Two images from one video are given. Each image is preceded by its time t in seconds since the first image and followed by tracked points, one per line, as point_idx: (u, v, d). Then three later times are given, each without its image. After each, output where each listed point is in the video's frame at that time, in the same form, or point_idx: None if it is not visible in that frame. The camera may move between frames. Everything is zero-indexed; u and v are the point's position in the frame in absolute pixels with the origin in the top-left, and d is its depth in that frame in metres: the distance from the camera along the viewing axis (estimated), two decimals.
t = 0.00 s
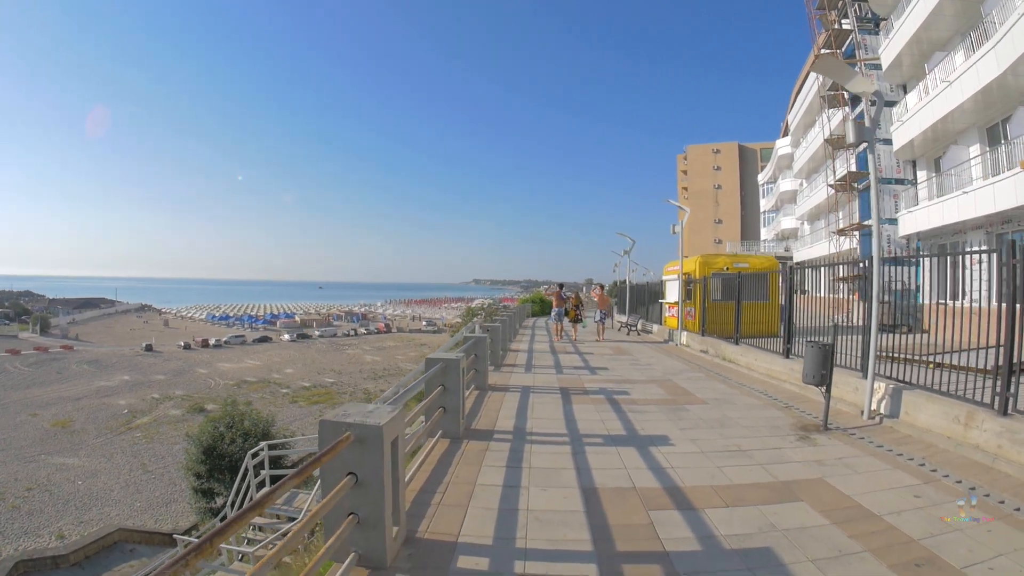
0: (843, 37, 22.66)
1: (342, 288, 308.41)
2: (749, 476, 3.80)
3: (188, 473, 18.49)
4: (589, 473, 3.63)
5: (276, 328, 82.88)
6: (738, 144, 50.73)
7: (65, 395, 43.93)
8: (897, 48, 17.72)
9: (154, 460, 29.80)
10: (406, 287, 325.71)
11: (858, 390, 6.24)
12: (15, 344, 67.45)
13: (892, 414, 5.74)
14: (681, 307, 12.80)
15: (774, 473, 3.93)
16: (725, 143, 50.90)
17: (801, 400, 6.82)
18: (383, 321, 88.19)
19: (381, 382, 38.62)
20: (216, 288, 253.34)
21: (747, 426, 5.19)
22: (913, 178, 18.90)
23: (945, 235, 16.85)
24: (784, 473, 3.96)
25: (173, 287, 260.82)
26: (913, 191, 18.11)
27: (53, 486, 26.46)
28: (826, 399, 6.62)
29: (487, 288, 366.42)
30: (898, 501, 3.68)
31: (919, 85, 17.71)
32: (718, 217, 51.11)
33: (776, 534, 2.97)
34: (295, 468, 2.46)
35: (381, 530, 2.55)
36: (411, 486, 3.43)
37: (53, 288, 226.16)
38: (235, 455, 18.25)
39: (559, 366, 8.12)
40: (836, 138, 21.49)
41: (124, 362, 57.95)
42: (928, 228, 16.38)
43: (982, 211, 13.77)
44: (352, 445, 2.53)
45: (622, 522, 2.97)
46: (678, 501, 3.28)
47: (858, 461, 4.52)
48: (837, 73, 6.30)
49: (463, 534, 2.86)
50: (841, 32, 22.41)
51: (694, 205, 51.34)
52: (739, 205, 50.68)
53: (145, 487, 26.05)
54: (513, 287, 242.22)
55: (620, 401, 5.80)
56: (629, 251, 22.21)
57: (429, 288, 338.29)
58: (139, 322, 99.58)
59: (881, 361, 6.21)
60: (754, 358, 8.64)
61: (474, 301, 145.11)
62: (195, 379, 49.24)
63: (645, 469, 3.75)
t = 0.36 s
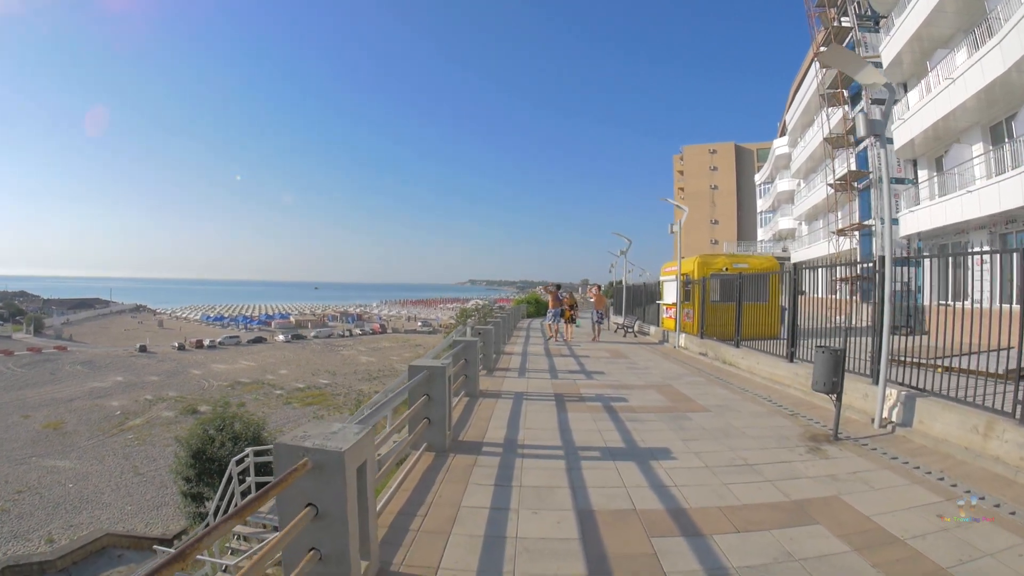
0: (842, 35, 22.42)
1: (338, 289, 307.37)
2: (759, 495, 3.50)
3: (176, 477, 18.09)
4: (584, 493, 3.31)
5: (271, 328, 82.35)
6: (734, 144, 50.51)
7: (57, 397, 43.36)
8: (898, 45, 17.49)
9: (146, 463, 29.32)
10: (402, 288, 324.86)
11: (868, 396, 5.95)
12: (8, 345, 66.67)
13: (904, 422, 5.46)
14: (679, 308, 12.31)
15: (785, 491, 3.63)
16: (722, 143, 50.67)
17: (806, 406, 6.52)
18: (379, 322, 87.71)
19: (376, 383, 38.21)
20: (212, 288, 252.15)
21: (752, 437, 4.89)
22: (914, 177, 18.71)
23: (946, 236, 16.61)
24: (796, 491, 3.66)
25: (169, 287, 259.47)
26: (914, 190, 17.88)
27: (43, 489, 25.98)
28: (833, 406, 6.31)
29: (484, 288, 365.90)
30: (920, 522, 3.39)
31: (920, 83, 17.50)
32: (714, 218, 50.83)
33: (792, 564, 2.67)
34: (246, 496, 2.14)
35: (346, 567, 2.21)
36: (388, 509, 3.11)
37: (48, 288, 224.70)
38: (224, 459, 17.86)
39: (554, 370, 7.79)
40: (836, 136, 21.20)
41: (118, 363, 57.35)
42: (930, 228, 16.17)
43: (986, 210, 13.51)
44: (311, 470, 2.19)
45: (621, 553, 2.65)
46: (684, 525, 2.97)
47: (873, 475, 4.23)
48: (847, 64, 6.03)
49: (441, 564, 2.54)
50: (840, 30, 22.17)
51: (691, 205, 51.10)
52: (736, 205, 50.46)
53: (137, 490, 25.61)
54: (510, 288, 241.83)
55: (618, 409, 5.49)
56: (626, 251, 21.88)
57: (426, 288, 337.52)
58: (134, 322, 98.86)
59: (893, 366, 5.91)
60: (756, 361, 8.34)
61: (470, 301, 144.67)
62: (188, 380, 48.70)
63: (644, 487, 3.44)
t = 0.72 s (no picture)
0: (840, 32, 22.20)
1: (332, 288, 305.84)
2: (775, 512, 3.20)
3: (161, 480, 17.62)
4: (586, 511, 3.00)
5: (263, 327, 81.64)
6: (728, 143, 50.34)
7: (45, 397, 42.62)
8: (898, 41, 17.24)
9: (135, 464, 28.78)
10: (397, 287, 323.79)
11: (880, 400, 5.69)
12: None
13: (919, 428, 5.22)
14: (676, 307, 11.73)
15: (804, 508, 3.35)
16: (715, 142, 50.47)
17: (812, 410, 6.24)
18: (372, 321, 87.15)
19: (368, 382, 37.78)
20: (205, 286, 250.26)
21: (761, 444, 4.62)
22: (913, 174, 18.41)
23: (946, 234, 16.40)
24: (816, 507, 3.36)
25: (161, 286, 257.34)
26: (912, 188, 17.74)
27: (30, 491, 25.41)
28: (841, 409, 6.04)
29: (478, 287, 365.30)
30: (954, 541, 3.11)
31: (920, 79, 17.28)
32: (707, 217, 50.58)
33: None
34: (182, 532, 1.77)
35: None
36: (366, 529, 2.78)
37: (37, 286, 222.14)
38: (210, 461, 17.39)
39: (548, 371, 7.46)
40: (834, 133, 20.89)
41: (108, 362, 56.62)
42: (931, 225, 15.94)
43: (989, 208, 13.27)
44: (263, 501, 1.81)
45: None
46: (697, 549, 2.67)
47: (897, 488, 3.94)
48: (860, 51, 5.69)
49: None
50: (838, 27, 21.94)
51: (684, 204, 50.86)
52: (729, 204, 50.28)
53: (125, 491, 25.12)
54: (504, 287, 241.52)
55: (618, 414, 5.18)
56: (622, 249, 21.57)
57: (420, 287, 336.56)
58: (125, 321, 97.79)
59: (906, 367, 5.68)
60: (757, 362, 8.06)
61: (465, 300, 144.23)
62: (179, 380, 48.05)
63: (650, 504, 3.14)
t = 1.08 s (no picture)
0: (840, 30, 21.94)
1: (329, 288, 305.06)
2: (800, 538, 2.88)
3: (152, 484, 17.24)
4: (589, 539, 2.69)
5: (260, 328, 81.18)
6: (726, 143, 50.09)
7: (39, 399, 42.14)
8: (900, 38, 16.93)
9: (129, 466, 28.37)
10: (394, 287, 323.19)
11: (899, 408, 5.42)
12: None
13: (939, 436, 4.96)
14: (676, 308, 11.34)
15: (828, 530, 3.06)
16: (713, 142, 50.26)
17: (823, 417, 5.95)
18: (368, 322, 86.74)
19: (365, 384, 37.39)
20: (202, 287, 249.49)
21: (776, 456, 4.32)
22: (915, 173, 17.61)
23: (950, 232, 16.11)
24: (840, 532, 3.07)
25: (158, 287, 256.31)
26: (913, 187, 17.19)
27: (22, 494, 25.00)
28: (855, 415, 5.77)
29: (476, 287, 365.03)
30: (994, 567, 2.81)
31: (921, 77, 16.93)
32: (705, 217, 50.36)
33: None
34: None
35: None
36: (342, 561, 2.47)
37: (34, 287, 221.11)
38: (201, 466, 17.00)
39: (546, 375, 7.15)
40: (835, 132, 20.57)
41: (103, 363, 56.13)
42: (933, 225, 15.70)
43: (997, 206, 12.95)
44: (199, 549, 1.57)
45: None
46: None
47: (924, 506, 3.65)
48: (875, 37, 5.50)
49: None
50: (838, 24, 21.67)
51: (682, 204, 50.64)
52: (727, 204, 50.07)
53: (118, 495, 24.73)
54: (501, 287, 241.20)
55: (621, 423, 4.86)
56: (620, 249, 21.25)
57: (418, 288, 336.10)
58: (122, 322, 97.22)
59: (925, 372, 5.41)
60: (763, 365, 7.78)
61: (463, 300, 143.93)
62: (175, 381, 47.59)
63: (661, 528, 2.83)
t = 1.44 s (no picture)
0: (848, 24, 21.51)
1: (332, 288, 305.12)
2: (833, 567, 2.59)
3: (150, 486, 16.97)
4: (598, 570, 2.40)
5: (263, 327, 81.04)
6: (730, 141, 49.67)
7: (41, 399, 41.98)
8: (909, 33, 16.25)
9: (129, 467, 28.14)
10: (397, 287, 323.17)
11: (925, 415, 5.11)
12: None
13: (969, 446, 4.65)
14: (683, 308, 11.01)
15: (862, 557, 2.78)
16: (717, 140, 49.84)
17: (842, 424, 5.64)
18: (371, 321, 86.59)
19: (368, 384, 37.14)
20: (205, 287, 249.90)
21: (799, 472, 4.04)
22: (925, 171, 17.04)
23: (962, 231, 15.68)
24: (876, 557, 2.78)
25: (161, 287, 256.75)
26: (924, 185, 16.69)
27: (21, 495, 24.78)
28: (876, 423, 5.46)
29: (478, 287, 364.73)
30: None
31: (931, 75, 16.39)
32: (709, 216, 49.93)
33: None
34: None
35: None
36: None
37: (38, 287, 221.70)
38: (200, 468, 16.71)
39: (549, 379, 6.85)
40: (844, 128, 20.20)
41: (106, 363, 56.01)
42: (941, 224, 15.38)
43: (1011, 203, 12.55)
44: None
45: None
46: None
47: (963, 526, 3.35)
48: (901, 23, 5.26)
49: None
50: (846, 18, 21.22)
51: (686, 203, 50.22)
52: (731, 203, 49.65)
53: (118, 496, 24.48)
54: (504, 287, 240.84)
55: (630, 431, 4.57)
56: (625, 248, 20.88)
57: (420, 287, 336.14)
58: (125, 322, 97.17)
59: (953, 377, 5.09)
60: (775, 368, 7.46)
61: (466, 299, 143.70)
62: (177, 381, 47.40)
63: (679, 557, 2.54)
